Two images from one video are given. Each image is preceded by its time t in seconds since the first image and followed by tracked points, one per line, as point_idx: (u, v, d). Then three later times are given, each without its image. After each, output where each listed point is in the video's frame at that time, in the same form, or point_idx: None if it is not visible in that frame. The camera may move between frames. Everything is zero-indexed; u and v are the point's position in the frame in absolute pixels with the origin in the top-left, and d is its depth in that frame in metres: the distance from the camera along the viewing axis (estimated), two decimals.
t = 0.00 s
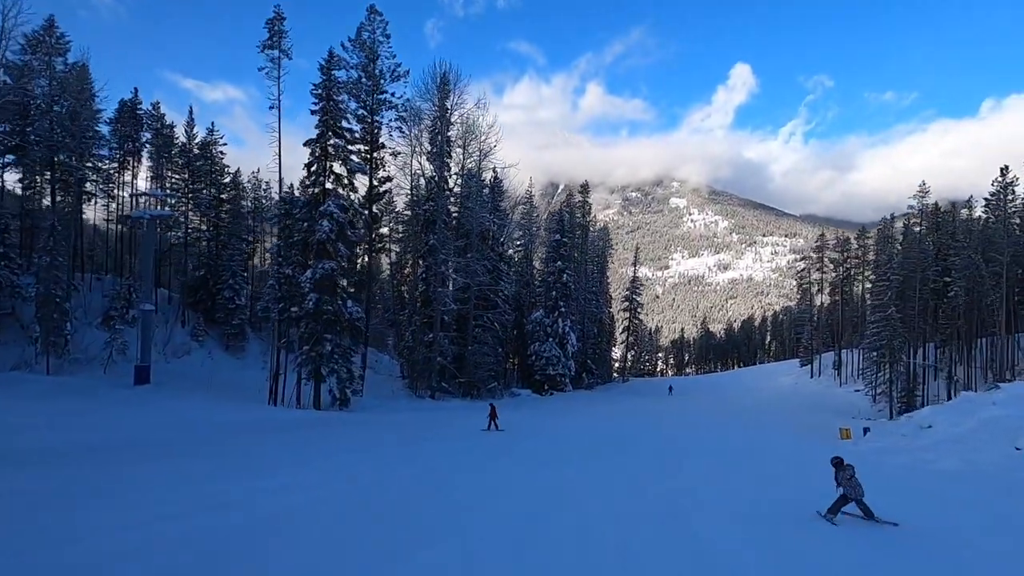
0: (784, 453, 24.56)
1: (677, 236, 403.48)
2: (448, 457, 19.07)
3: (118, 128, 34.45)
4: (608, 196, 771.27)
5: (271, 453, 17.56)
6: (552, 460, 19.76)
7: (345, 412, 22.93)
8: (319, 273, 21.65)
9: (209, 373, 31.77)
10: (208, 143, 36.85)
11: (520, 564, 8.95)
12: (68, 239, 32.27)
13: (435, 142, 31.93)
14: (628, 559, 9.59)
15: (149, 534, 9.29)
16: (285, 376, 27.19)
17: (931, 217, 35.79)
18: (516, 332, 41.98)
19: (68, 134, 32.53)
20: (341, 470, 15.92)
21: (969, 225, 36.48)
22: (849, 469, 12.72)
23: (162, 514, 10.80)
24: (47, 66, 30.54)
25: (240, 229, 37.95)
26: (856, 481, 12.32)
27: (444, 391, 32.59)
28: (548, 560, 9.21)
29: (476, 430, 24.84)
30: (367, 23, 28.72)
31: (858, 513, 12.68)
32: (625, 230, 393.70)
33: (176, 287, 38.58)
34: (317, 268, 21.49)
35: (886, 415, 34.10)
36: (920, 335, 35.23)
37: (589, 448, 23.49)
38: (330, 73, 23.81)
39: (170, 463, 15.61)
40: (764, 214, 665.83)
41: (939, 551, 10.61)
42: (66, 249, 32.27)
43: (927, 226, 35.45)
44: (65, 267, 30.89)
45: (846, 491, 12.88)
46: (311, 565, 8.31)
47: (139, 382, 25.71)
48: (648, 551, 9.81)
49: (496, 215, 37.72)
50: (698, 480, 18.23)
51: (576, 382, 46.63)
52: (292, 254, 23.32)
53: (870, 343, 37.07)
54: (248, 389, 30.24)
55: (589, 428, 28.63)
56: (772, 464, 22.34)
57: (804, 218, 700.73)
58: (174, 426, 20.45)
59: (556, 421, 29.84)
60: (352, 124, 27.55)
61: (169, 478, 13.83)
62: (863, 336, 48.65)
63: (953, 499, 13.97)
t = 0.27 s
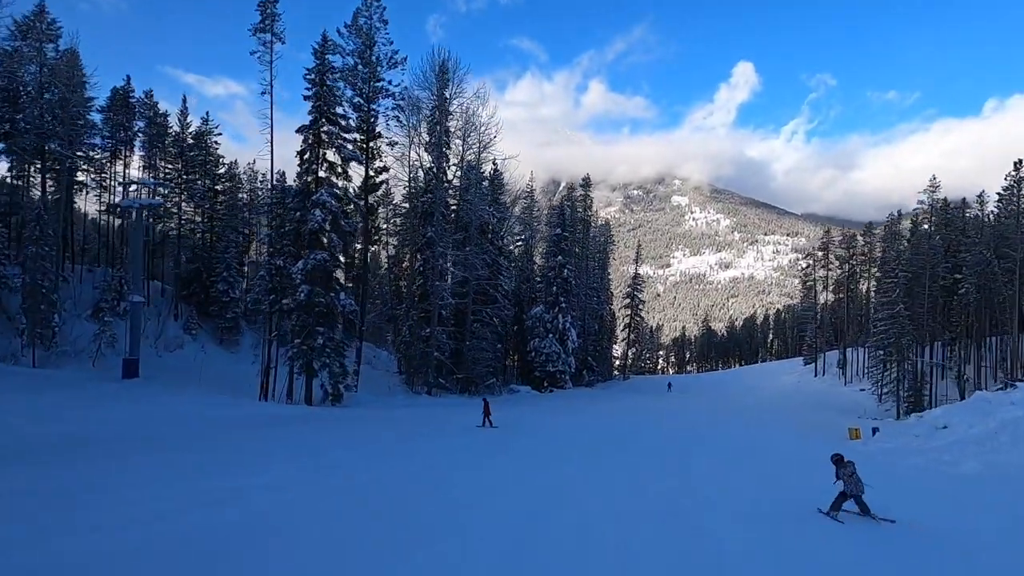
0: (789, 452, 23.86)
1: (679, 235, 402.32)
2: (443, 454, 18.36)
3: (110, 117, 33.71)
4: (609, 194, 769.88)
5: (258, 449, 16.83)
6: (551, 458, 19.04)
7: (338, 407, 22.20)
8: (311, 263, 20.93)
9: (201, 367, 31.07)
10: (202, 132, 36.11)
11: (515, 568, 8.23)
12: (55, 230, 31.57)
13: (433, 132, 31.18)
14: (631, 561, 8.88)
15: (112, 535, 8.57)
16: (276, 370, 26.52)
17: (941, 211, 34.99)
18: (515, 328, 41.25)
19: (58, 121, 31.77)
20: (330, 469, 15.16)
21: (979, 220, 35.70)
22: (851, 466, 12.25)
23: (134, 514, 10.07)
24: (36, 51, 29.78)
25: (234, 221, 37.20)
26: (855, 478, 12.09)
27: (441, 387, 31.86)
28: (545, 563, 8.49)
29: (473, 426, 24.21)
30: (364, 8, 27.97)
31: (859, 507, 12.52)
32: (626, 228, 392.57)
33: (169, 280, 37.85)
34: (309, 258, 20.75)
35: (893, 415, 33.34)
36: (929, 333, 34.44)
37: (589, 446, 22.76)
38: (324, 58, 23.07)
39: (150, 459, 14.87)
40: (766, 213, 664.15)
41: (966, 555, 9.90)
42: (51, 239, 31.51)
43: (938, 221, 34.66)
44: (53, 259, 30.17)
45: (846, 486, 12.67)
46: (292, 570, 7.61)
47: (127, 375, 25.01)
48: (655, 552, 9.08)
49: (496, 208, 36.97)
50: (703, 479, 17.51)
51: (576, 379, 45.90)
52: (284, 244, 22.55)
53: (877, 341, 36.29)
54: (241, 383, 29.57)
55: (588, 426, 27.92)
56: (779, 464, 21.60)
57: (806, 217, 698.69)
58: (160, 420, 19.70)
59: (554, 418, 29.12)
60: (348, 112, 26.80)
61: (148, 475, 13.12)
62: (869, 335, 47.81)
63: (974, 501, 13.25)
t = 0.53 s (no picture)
0: (799, 452, 23.05)
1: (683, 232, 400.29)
2: (440, 450, 17.66)
3: (105, 105, 33.07)
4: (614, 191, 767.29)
5: (246, 445, 16.17)
6: (552, 456, 18.31)
7: (333, 402, 21.52)
8: (305, 252, 20.22)
9: (196, 360, 30.47)
10: (199, 122, 35.45)
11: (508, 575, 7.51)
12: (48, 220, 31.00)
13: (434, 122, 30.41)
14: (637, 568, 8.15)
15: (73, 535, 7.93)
16: (271, 364, 25.86)
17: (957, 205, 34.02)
18: (517, 323, 40.51)
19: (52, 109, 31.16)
20: (320, 465, 14.47)
21: (995, 214, 34.72)
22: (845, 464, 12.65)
23: (104, 509, 9.42)
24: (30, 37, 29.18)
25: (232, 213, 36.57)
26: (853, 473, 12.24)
27: (440, 382, 31.15)
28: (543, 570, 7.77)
29: (472, 422, 23.49)
30: None
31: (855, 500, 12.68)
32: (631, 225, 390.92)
33: (166, 272, 37.25)
34: (303, 248, 20.06)
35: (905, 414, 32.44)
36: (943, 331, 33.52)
37: (592, 444, 22.02)
38: (320, 42, 22.33)
39: (132, 454, 14.22)
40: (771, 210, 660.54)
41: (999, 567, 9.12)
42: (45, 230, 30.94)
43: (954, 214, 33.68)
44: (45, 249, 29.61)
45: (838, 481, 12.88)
46: None
47: (117, 368, 24.42)
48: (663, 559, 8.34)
49: (498, 201, 36.19)
50: (711, 479, 16.77)
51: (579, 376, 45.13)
52: (278, 234, 21.84)
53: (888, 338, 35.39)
54: (236, 377, 28.95)
55: (591, 423, 27.20)
56: (790, 465, 20.80)
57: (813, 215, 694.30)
58: (148, 414, 19.08)
59: (556, 415, 28.37)
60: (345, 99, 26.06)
61: (126, 471, 12.46)
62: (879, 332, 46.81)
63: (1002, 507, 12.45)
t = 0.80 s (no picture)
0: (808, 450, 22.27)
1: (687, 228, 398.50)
2: (435, 447, 16.95)
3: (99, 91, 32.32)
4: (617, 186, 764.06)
5: (232, 439, 15.52)
6: (552, 453, 17.59)
7: (326, 395, 20.87)
8: (297, 241, 19.49)
9: (190, 352, 29.89)
10: (194, 109, 34.62)
11: None
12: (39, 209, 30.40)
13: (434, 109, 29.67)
14: None
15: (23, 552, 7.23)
16: (265, 355, 25.23)
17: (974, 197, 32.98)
18: (519, 317, 39.76)
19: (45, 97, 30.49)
20: (307, 463, 13.77)
21: (1013, 207, 33.67)
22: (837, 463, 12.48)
23: (62, 520, 8.69)
24: (21, 21, 28.60)
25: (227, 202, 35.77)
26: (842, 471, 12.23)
27: (440, 376, 30.48)
28: None
29: (470, 417, 22.79)
30: None
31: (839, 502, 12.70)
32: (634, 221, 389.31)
33: (161, 262, 36.65)
34: (296, 236, 19.32)
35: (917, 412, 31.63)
36: (956, 327, 32.63)
37: (594, 440, 21.30)
38: (315, 22, 21.49)
39: (109, 448, 13.57)
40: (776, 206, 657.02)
41: None
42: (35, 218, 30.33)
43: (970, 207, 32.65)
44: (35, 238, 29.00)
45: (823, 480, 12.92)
46: None
47: (108, 359, 23.81)
48: None
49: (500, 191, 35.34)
50: (718, 478, 16.03)
51: (581, 370, 44.43)
52: (270, 222, 21.08)
53: (899, 334, 34.52)
54: (230, 369, 28.35)
55: (593, 419, 26.50)
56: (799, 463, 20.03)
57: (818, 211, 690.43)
58: (133, 405, 18.45)
59: (557, 411, 27.64)
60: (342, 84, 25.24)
61: (99, 467, 11.79)
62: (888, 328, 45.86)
63: None
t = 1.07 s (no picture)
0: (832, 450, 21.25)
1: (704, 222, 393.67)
2: (441, 442, 16.31)
3: (111, 77, 32.14)
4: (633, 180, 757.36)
5: (232, 429, 15.04)
6: (563, 450, 16.86)
7: (333, 386, 20.36)
8: (302, 227, 18.94)
9: (199, 340, 29.66)
10: (206, 95, 34.30)
11: None
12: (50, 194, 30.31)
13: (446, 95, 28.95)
14: None
15: None
16: (274, 344, 24.84)
17: (1010, 189, 31.45)
18: (532, 309, 39.03)
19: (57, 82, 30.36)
20: (306, 457, 13.21)
21: None
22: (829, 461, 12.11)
23: (34, 517, 8.17)
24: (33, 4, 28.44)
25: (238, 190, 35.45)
26: (833, 469, 11.90)
27: (450, 368, 29.93)
28: None
29: (479, 410, 22.15)
30: None
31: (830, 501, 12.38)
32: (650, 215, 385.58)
33: (173, 249, 36.51)
34: (302, 222, 18.80)
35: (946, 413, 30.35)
36: (989, 325, 31.21)
37: (608, 436, 20.59)
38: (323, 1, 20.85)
39: (104, 436, 13.16)
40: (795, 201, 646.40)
41: None
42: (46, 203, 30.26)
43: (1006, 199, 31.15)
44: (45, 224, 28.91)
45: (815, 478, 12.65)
46: None
47: (116, 346, 23.62)
48: None
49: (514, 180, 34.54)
50: (738, 479, 15.23)
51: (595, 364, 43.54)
52: (277, 208, 20.60)
53: (927, 331, 33.17)
54: (239, 357, 28.04)
55: (606, 414, 25.72)
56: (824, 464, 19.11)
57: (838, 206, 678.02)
58: (135, 391, 18.11)
59: (570, 406, 26.88)
60: (352, 68, 24.64)
61: (87, 457, 11.33)
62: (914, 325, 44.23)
63: None
